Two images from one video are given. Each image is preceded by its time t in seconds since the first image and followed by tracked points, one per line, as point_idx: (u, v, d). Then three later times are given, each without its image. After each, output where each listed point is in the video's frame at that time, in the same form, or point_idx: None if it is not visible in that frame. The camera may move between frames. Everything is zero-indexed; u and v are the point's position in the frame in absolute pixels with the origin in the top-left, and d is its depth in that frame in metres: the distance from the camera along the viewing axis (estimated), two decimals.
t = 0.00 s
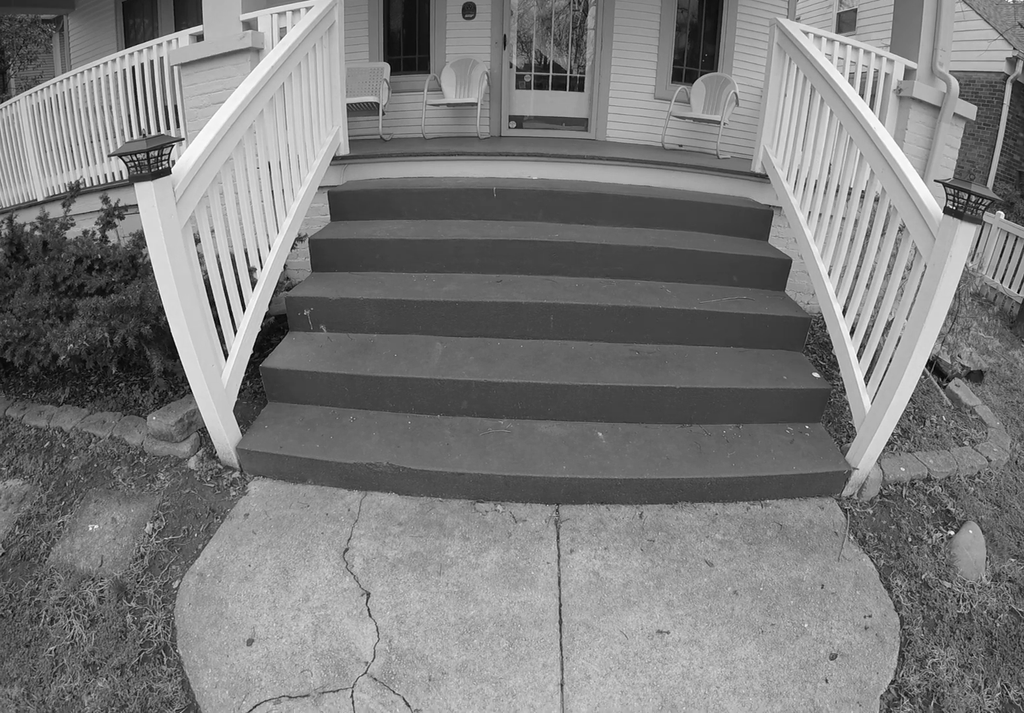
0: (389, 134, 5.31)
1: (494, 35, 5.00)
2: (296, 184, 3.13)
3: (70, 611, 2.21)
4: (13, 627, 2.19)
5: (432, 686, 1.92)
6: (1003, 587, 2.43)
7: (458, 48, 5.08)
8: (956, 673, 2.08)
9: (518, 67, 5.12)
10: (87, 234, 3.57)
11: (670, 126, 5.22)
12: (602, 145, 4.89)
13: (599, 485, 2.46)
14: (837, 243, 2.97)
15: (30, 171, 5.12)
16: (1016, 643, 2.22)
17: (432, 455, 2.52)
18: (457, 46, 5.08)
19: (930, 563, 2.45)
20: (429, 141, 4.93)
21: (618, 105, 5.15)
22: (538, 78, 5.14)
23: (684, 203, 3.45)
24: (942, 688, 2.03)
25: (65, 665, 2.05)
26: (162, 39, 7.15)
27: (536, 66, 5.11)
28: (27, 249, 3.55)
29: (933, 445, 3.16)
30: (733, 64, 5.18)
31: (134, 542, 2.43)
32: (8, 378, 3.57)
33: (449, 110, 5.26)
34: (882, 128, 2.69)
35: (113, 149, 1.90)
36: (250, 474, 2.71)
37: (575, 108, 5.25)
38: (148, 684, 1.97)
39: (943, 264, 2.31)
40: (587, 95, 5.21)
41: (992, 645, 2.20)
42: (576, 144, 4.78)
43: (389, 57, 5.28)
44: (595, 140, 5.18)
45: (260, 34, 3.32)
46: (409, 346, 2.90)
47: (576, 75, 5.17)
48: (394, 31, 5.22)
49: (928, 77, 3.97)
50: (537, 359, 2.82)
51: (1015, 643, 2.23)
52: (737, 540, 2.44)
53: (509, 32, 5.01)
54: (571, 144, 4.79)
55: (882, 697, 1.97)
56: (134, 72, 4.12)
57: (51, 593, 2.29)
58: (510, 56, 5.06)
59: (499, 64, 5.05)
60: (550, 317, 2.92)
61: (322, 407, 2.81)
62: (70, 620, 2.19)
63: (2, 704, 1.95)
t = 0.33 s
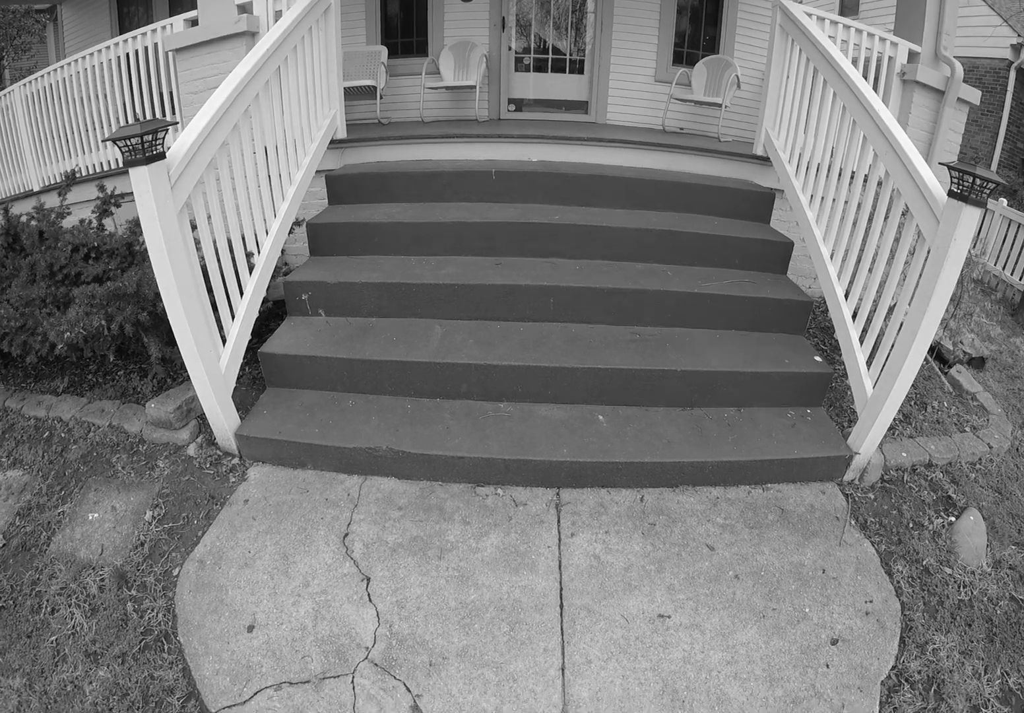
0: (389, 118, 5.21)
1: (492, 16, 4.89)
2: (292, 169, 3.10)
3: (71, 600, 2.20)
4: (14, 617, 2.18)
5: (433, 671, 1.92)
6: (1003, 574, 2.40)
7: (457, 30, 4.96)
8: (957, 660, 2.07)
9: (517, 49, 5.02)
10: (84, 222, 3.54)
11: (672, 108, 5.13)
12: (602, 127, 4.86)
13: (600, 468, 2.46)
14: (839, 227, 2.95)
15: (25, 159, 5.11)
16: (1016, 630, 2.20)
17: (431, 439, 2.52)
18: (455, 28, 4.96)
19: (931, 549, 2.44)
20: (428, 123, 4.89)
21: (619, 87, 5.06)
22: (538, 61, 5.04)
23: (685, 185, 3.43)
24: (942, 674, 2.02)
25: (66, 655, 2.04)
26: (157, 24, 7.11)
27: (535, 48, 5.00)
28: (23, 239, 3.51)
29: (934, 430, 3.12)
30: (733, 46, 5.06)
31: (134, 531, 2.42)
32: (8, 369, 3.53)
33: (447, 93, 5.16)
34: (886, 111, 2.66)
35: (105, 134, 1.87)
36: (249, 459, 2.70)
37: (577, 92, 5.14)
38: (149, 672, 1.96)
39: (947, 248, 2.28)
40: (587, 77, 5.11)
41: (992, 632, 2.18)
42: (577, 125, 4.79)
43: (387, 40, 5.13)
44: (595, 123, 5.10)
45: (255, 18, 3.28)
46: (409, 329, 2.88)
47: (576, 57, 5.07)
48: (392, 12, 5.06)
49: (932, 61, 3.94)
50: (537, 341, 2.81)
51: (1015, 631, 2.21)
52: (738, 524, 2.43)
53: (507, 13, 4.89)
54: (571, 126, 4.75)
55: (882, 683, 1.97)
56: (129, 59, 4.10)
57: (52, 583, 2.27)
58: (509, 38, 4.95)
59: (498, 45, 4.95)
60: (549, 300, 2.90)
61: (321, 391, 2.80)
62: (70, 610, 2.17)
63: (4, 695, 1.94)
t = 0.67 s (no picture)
0: (386, 102, 5.14)
1: None
2: (288, 155, 3.08)
3: (72, 590, 2.18)
4: (16, 608, 2.17)
5: (434, 657, 1.91)
6: (1005, 562, 2.38)
7: (455, 13, 4.92)
8: (958, 647, 2.06)
9: (517, 31, 4.94)
10: (80, 211, 3.52)
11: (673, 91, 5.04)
12: (603, 111, 4.81)
13: (601, 452, 2.45)
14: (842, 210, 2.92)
15: (21, 150, 5.09)
16: (1017, 617, 2.18)
17: (431, 424, 2.50)
18: (452, 11, 4.91)
19: (933, 535, 2.42)
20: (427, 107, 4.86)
21: (620, 69, 4.98)
22: (537, 43, 4.98)
23: (686, 168, 3.41)
24: (943, 661, 2.01)
25: (68, 646, 2.03)
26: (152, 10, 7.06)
27: (535, 30, 4.92)
28: (18, 228, 3.46)
29: (936, 417, 3.09)
30: (736, 26, 4.92)
31: (134, 520, 2.41)
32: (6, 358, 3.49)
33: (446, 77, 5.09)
34: (890, 93, 2.63)
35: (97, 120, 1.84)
36: (248, 446, 2.69)
37: (576, 75, 5.09)
38: (150, 661, 1.95)
39: (951, 231, 2.25)
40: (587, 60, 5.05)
41: (993, 619, 2.17)
42: (577, 109, 4.75)
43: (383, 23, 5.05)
44: (595, 106, 5.04)
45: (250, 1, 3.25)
46: (408, 313, 2.87)
47: (576, 39, 5.00)
48: None
49: (936, 46, 3.91)
50: (537, 324, 2.79)
51: (1016, 618, 2.19)
52: (741, 509, 2.42)
53: None
54: (572, 109, 4.71)
55: (884, 668, 1.96)
56: (124, 46, 4.07)
57: (53, 574, 2.26)
58: (508, 19, 4.88)
59: (496, 27, 4.89)
60: (550, 282, 2.89)
61: (320, 377, 2.79)
62: (72, 600, 2.16)
63: (7, 686, 1.94)
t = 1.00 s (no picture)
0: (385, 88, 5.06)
1: None
2: (285, 141, 3.05)
3: (74, 581, 2.18)
4: (19, 600, 2.16)
5: (436, 644, 1.90)
6: (1008, 550, 2.36)
7: None
8: (960, 634, 2.04)
9: (517, 14, 4.87)
10: (78, 201, 3.49)
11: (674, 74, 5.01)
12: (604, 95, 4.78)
13: (603, 436, 2.44)
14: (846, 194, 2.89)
15: (18, 141, 5.07)
16: (1019, 606, 2.17)
17: (432, 409, 2.49)
18: None
19: (936, 522, 2.40)
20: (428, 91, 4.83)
21: (621, 51, 4.95)
22: (538, 26, 4.91)
23: (687, 151, 3.39)
24: (945, 649, 1.99)
25: (71, 636, 2.02)
26: None
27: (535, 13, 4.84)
28: (16, 219, 3.44)
29: (940, 403, 3.06)
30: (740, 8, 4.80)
31: (135, 509, 2.40)
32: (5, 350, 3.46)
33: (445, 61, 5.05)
34: (895, 76, 2.60)
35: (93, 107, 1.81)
36: (249, 433, 2.68)
37: (577, 58, 5.04)
38: (153, 650, 1.94)
39: (957, 216, 2.23)
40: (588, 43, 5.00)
41: (996, 607, 2.15)
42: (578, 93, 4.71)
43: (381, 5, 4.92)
44: (597, 90, 5.02)
45: None
46: (408, 298, 2.85)
47: (577, 21, 4.93)
48: None
49: (942, 30, 3.89)
50: (539, 308, 2.78)
51: (1019, 606, 2.17)
52: (744, 494, 2.41)
53: None
54: (573, 93, 4.68)
55: (887, 655, 1.95)
56: (121, 34, 4.05)
57: (54, 565, 2.25)
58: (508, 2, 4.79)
59: (496, 9, 4.80)
60: (551, 266, 2.87)
61: (321, 363, 2.78)
62: (73, 591, 2.15)
63: (11, 678, 1.93)
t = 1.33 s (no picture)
0: (381, 73, 4.99)
1: None
2: (280, 128, 3.02)
3: (74, 571, 2.17)
4: (20, 592, 2.16)
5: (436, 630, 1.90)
6: (1008, 537, 2.35)
7: None
8: (960, 621, 2.04)
9: None
10: (73, 191, 3.47)
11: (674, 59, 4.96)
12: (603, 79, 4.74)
13: (603, 421, 2.43)
14: (847, 179, 2.86)
15: (12, 133, 5.05)
16: (1019, 593, 2.16)
17: (431, 394, 2.48)
18: None
19: (936, 508, 2.39)
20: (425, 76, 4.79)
21: (620, 35, 4.91)
22: (536, 9, 4.83)
23: (686, 134, 3.37)
24: (946, 636, 1.99)
25: (71, 627, 2.02)
26: None
27: None
28: (11, 211, 3.42)
29: (941, 389, 3.04)
30: None
31: (134, 498, 2.39)
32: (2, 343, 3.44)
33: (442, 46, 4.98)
34: (899, 60, 2.57)
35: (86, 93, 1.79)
36: (248, 421, 2.67)
37: (576, 43, 4.95)
38: (153, 640, 1.94)
39: (960, 201, 2.20)
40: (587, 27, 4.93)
41: (996, 594, 2.14)
42: (577, 77, 4.67)
43: None
44: (596, 74, 4.97)
45: None
46: (406, 283, 2.84)
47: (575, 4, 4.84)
48: None
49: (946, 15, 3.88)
50: (537, 292, 2.77)
51: (1019, 593, 2.17)
52: (745, 478, 2.40)
53: None
54: (572, 77, 4.65)
55: (888, 642, 1.94)
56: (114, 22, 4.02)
57: (54, 556, 2.24)
58: None
59: None
60: (550, 249, 2.85)
61: (319, 349, 2.77)
62: (73, 581, 2.14)
63: (12, 671, 1.93)
